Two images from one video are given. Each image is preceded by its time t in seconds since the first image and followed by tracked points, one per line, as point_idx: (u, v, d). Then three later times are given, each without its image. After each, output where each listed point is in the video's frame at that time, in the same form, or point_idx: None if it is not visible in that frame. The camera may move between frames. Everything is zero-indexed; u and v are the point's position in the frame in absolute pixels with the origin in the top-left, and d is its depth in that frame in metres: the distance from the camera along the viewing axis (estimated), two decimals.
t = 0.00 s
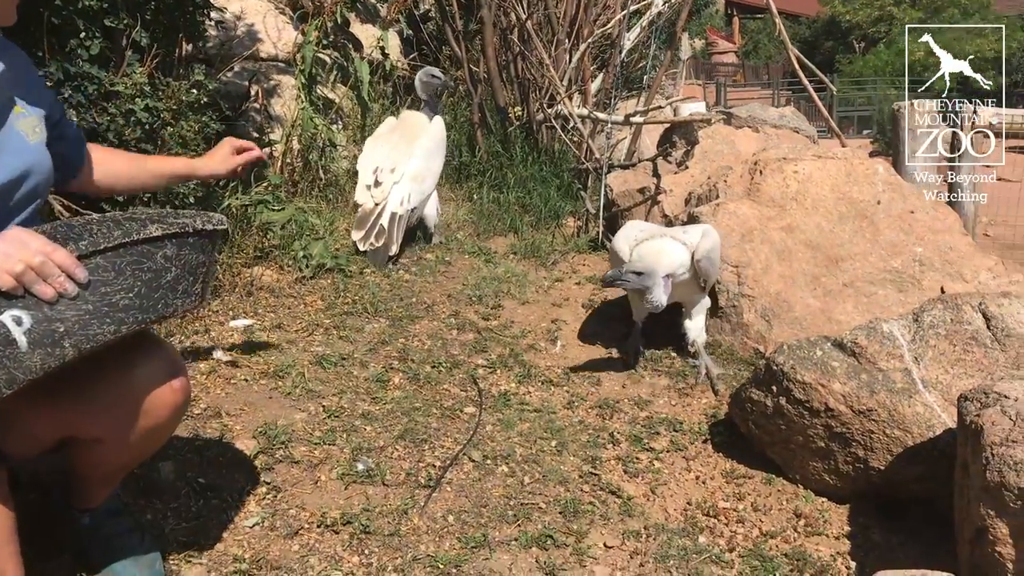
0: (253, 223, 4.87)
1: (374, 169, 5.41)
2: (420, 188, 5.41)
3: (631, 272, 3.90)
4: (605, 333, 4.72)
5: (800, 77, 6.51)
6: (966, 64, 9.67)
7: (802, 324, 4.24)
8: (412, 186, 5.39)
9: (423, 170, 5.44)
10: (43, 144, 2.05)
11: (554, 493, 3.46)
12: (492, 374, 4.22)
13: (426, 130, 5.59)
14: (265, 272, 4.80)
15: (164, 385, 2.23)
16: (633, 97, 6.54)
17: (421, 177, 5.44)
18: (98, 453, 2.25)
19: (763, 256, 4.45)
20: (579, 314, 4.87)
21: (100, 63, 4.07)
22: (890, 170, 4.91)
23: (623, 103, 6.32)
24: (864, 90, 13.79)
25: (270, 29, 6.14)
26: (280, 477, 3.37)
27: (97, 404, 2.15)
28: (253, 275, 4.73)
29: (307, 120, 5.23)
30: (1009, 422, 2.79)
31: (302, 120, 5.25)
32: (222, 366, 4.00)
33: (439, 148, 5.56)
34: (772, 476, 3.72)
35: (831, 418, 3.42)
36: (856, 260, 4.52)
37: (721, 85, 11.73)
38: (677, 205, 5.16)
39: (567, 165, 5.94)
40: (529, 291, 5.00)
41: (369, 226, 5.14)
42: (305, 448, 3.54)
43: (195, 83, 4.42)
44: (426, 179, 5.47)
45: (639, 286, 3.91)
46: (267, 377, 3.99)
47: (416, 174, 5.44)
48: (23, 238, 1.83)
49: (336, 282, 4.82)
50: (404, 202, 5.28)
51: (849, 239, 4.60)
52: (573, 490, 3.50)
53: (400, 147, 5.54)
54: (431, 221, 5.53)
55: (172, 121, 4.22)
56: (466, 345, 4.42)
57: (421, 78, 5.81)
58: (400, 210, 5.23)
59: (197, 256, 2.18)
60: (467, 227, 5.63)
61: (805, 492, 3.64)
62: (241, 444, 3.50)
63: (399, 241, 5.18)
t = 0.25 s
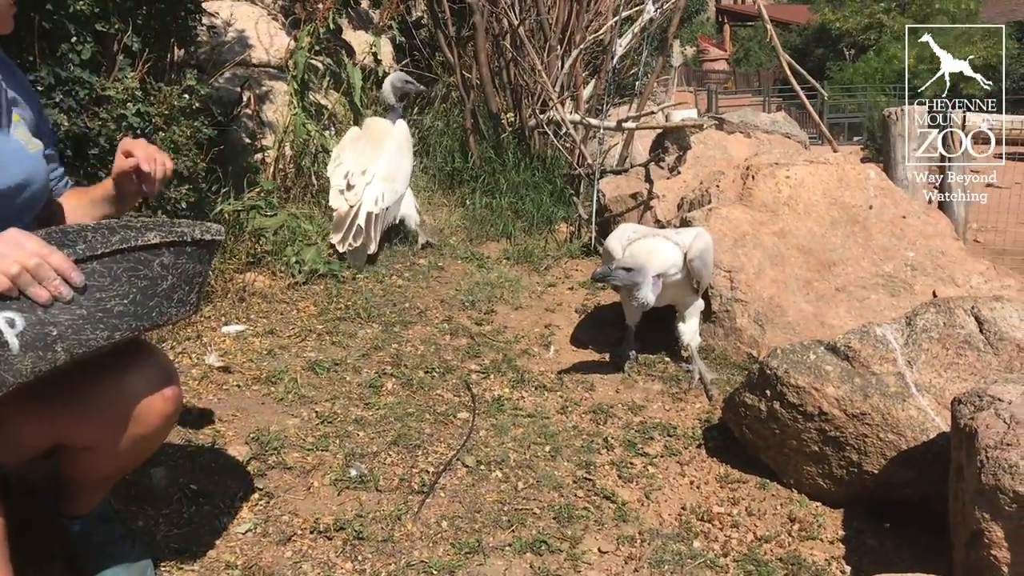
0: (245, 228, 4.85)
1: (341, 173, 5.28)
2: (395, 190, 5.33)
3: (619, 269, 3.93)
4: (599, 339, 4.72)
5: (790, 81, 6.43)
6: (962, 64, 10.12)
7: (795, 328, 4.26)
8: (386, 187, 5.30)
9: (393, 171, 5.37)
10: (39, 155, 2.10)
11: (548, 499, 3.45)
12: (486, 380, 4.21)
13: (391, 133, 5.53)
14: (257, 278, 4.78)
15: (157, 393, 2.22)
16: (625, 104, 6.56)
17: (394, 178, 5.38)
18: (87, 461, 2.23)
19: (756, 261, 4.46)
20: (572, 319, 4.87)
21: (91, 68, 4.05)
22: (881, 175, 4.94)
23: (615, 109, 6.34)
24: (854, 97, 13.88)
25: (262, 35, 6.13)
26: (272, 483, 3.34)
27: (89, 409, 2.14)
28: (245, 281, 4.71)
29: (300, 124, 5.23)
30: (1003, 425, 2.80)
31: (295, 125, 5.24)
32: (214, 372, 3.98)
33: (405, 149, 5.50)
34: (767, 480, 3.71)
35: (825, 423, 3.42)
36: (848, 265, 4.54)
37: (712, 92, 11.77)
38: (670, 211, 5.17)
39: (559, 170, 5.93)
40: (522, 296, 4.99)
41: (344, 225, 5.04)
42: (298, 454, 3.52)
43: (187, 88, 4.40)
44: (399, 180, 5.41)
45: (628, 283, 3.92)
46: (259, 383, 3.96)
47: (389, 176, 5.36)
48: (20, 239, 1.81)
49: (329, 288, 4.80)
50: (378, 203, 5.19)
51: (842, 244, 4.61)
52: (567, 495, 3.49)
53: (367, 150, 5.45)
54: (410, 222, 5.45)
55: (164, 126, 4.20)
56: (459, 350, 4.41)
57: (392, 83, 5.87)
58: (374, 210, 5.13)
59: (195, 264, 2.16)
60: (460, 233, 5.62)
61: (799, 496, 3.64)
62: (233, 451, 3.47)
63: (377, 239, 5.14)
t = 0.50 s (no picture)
0: (247, 240, 4.85)
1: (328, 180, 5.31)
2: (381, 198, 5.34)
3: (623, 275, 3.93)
4: (600, 350, 4.71)
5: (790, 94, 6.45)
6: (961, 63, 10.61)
7: (797, 340, 4.25)
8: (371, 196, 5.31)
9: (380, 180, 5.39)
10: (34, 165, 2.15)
11: (550, 511, 3.43)
12: (487, 392, 4.20)
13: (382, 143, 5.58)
14: (258, 290, 4.78)
15: (161, 404, 2.21)
16: (625, 117, 6.57)
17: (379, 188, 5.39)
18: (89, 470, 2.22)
19: (758, 272, 4.46)
20: (574, 330, 4.86)
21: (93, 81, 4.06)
22: (882, 186, 4.94)
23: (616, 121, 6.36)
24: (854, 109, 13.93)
25: (264, 49, 6.15)
26: (273, 495, 3.33)
27: (92, 415, 2.14)
28: (247, 293, 4.71)
29: (302, 137, 5.29)
30: (1007, 436, 2.79)
31: (297, 137, 5.31)
32: (216, 384, 3.97)
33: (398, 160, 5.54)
34: (769, 492, 3.69)
35: (828, 434, 3.41)
36: (850, 276, 4.53)
37: (712, 105, 11.80)
38: (671, 222, 5.17)
39: (560, 182, 5.94)
40: (524, 308, 4.99)
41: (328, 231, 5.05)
42: (299, 466, 3.51)
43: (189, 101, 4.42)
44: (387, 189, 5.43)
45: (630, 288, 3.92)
46: (260, 395, 3.95)
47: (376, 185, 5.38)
48: (37, 233, 1.86)
49: (330, 300, 4.80)
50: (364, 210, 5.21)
51: (843, 255, 4.61)
52: (569, 507, 3.47)
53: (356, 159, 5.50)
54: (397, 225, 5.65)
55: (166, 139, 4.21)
56: (460, 362, 4.40)
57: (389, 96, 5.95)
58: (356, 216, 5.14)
59: (205, 269, 2.16)
60: (461, 244, 5.62)
61: (803, 509, 3.61)
62: (233, 463, 3.46)
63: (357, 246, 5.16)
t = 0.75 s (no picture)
0: (253, 251, 4.86)
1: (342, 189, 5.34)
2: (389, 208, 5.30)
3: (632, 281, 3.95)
4: (606, 360, 4.70)
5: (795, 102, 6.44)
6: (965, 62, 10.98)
7: (805, 348, 4.23)
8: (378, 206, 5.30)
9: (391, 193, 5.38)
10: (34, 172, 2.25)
11: (557, 521, 3.41)
12: (493, 402, 4.19)
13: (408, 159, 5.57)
14: (265, 300, 4.79)
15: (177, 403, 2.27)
16: (630, 127, 6.59)
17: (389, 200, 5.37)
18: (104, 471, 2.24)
19: (764, 281, 4.45)
20: (580, 340, 4.85)
21: (101, 92, 4.10)
22: (889, 194, 4.93)
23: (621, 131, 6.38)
24: (859, 120, 13.94)
25: (270, 61, 6.19)
26: (279, 505, 3.32)
27: (110, 417, 2.17)
28: (253, 303, 4.72)
29: (308, 149, 5.22)
30: (1017, 444, 2.77)
31: (303, 149, 5.24)
32: (221, 395, 3.97)
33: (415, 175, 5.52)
34: (777, 502, 3.67)
35: (836, 443, 3.39)
36: (857, 284, 4.52)
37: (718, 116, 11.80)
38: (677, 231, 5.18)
39: (566, 193, 5.94)
40: (529, 317, 4.98)
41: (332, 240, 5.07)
42: (304, 476, 3.50)
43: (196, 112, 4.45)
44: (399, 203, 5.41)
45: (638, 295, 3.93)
46: (266, 405, 3.95)
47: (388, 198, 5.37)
48: (77, 243, 1.92)
49: (336, 310, 4.81)
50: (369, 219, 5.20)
51: (850, 264, 4.60)
52: (576, 517, 3.45)
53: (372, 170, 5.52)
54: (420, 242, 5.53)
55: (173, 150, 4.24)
56: (466, 372, 4.40)
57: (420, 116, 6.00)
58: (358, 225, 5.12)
59: (224, 274, 2.27)
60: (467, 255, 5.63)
61: (811, 518, 3.59)
62: (239, 473, 3.46)
63: (359, 257, 5.15)
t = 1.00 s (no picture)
0: (253, 253, 4.86)
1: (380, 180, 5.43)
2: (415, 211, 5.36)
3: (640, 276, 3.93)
4: (607, 364, 4.68)
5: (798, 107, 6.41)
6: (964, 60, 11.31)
7: (806, 354, 4.21)
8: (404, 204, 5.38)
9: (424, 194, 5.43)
10: (44, 176, 2.17)
11: (556, 525, 3.39)
12: (493, 405, 4.17)
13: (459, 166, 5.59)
14: (264, 303, 4.78)
15: (176, 403, 2.25)
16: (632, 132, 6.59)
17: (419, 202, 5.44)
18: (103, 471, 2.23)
19: (766, 285, 4.44)
20: (580, 344, 4.84)
21: (101, 92, 4.10)
22: (891, 200, 4.91)
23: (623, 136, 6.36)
24: (861, 128, 13.95)
25: (272, 64, 6.20)
26: (277, 507, 3.30)
27: (111, 418, 2.15)
28: (252, 305, 4.71)
29: (309, 152, 5.22)
30: (1020, 449, 2.74)
31: (304, 151, 5.24)
32: (220, 396, 3.96)
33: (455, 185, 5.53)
34: (778, 507, 3.65)
35: (837, 447, 3.37)
36: (859, 290, 4.50)
37: (720, 123, 11.82)
38: (678, 236, 5.19)
39: (568, 198, 5.97)
40: (530, 321, 4.97)
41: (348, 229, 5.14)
42: (302, 479, 3.48)
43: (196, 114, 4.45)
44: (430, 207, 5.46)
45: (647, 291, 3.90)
46: (265, 407, 3.94)
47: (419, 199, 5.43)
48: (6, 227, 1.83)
49: (336, 313, 4.79)
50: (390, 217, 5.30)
51: (852, 269, 4.58)
52: (575, 521, 3.43)
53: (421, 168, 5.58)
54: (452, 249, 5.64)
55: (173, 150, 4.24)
56: (466, 376, 4.38)
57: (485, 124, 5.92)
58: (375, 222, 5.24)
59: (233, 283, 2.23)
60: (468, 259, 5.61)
61: (812, 524, 3.56)
62: (237, 474, 3.43)
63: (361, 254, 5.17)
